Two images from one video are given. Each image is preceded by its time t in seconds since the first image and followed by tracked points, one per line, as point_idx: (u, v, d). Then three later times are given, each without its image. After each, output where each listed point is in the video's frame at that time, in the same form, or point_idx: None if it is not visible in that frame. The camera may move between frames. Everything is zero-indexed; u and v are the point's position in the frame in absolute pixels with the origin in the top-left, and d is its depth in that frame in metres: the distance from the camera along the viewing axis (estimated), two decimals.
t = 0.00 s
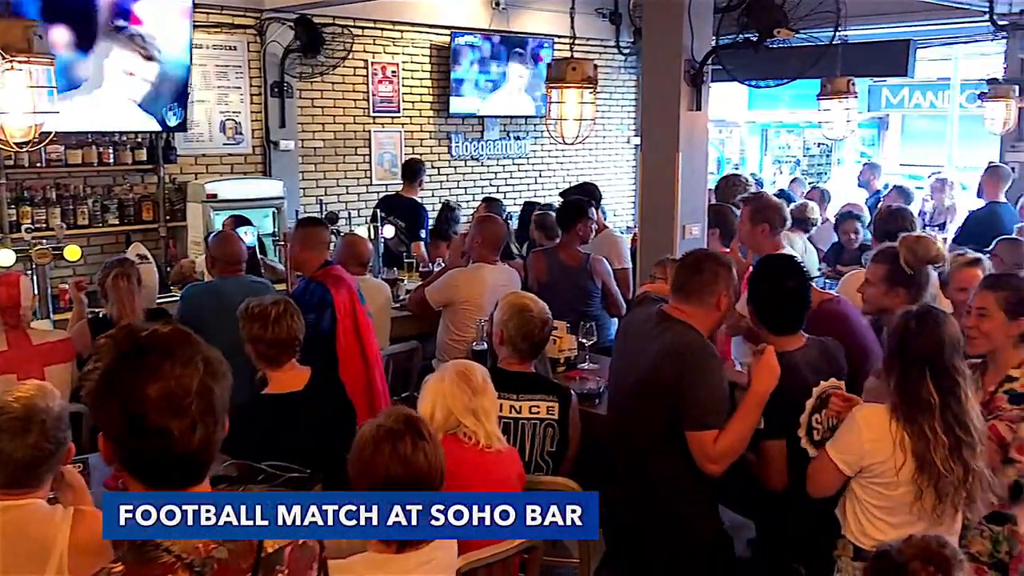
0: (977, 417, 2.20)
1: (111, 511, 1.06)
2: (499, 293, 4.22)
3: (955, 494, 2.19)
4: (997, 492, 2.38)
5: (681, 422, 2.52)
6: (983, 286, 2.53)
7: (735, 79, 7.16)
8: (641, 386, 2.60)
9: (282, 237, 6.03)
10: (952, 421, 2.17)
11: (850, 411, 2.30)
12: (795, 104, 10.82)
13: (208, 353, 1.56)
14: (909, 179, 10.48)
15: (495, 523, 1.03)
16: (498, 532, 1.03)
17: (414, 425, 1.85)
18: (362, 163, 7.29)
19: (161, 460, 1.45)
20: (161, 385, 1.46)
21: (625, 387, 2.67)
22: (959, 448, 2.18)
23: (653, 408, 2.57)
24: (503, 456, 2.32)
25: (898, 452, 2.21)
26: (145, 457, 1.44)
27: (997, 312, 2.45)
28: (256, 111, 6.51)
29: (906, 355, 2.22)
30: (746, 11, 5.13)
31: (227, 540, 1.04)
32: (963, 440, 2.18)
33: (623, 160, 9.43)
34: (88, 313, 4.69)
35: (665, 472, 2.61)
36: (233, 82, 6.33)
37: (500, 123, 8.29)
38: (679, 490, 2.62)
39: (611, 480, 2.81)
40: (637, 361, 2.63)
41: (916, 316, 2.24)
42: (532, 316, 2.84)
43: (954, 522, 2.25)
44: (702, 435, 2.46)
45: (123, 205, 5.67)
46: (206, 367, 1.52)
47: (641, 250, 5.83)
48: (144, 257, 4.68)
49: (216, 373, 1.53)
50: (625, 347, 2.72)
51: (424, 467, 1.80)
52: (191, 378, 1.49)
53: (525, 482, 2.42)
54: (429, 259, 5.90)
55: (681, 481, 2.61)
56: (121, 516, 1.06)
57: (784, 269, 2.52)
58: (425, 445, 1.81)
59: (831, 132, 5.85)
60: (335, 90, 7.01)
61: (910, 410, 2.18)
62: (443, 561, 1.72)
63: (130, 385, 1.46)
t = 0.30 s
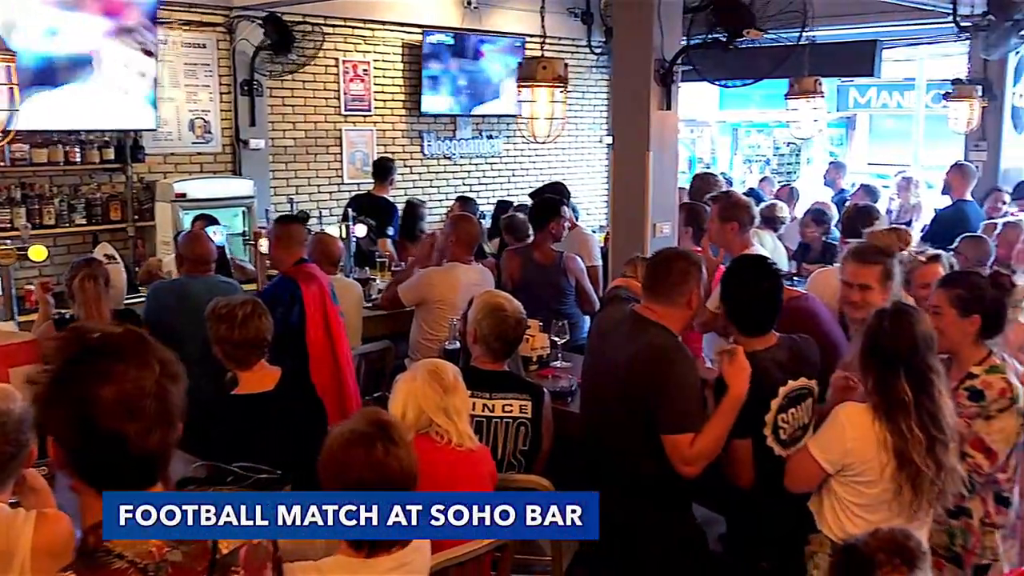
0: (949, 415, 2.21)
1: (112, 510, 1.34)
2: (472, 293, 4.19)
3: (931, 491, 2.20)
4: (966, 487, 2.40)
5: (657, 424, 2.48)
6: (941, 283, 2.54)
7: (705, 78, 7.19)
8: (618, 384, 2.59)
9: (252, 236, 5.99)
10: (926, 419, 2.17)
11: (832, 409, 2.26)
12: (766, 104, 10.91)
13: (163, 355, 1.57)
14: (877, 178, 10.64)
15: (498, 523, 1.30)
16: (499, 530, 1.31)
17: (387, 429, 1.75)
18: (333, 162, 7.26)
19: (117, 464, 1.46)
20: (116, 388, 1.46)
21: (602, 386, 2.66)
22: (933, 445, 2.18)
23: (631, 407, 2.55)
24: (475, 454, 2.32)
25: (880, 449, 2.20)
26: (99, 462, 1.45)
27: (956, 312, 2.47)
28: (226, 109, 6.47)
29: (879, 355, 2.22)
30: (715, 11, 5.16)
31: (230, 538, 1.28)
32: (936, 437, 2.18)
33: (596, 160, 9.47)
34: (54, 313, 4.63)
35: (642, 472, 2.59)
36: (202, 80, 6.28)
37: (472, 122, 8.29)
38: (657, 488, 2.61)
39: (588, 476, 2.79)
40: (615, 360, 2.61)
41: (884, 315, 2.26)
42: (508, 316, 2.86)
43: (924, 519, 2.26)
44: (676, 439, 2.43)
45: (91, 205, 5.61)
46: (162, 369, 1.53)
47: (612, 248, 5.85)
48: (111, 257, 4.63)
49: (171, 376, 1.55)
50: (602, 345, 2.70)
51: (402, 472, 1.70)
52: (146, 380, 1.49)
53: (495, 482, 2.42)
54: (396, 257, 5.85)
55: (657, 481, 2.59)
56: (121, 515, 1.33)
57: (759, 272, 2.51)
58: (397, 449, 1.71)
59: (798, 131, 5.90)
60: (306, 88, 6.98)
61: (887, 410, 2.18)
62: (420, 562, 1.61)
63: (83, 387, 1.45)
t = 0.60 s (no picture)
0: (917, 415, 2.23)
1: (115, 509, 1.37)
2: (444, 293, 4.17)
3: (898, 490, 2.23)
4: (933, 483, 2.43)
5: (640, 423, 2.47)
6: (916, 287, 2.62)
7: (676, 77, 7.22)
8: (591, 382, 2.57)
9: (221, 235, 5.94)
10: (895, 419, 2.19)
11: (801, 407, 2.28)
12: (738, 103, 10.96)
13: (98, 354, 1.47)
14: (846, 176, 10.73)
15: (499, 522, 1.43)
16: (500, 529, 1.44)
17: (335, 428, 1.84)
18: (304, 161, 7.21)
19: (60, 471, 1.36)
20: (51, 393, 1.36)
21: (577, 385, 2.63)
22: (900, 445, 2.20)
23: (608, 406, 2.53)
24: (447, 454, 2.31)
25: (845, 450, 2.21)
26: (39, 470, 1.36)
27: (934, 311, 2.54)
28: (194, 107, 6.40)
29: (847, 355, 2.24)
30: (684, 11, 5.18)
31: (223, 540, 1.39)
32: (904, 435, 2.20)
33: (568, 159, 9.48)
34: (20, 314, 4.57)
35: (621, 472, 2.56)
36: (170, 78, 6.22)
37: (445, 120, 8.26)
38: (637, 490, 2.58)
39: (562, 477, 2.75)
40: (587, 359, 2.58)
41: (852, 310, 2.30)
42: (485, 316, 2.85)
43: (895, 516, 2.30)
44: (662, 437, 2.41)
45: (56, 204, 5.57)
46: (98, 368, 1.43)
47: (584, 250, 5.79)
48: (77, 256, 4.57)
49: (108, 376, 1.44)
50: (571, 342, 2.68)
51: (348, 471, 1.80)
52: (83, 381, 1.39)
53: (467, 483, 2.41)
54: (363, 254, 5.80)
55: (638, 480, 2.57)
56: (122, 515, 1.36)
57: (733, 274, 2.50)
58: (345, 447, 1.81)
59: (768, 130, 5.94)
60: (276, 86, 6.93)
61: (853, 407, 2.20)
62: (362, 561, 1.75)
63: (14, 394, 1.35)
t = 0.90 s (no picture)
0: (861, 415, 2.22)
1: (112, 510, 1.52)
2: (413, 293, 4.14)
3: (843, 488, 2.21)
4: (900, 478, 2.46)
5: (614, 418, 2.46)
6: (880, 284, 2.64)
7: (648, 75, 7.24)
8: (562, 378, 2.55)
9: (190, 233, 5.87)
10: (834, 418, 2.19)
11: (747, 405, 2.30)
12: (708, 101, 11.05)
13: (55, 369, 1.65)
14: (816, 174, 10.82)
15: (499, 523, 1.61)
16: (499, 530, 1.62)
17: (280, 424, 1.88)
18: (274, 158, 7.16)
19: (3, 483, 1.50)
20: None
21: (547, 383, 2.61)
22: (841, 445, 2.19)
23: (579, 404, 2.52)
24: (419, 453, 2.30)
25: (786, 450, 2.22)
26: None
27: (900, 310, 2.55)
28: (163, 105, 6.34)
29: (794, 353, 2.24)
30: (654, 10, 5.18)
31: (224, 536, 1.63)
32: (853, 433, 2.20)
33: (541, 156, 9.48)
34: None
35: (595, 470, 2.55)
36: (138, 75, 6.15)
37: (416, 118, 8.23)
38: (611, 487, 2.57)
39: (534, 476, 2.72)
40: (557, 356, 2.56)
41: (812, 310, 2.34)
42: (460, 313, 2.84)
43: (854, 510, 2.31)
44: (636, 431, 2.42)
45: (20, 203, 5.50)
46: (48, 382, 1.60)
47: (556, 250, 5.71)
48: (42, 255, 4.50)
49: (60, 393, 1.61)
50: (541, 339, 2.66)
51: (291, 465, 1.85)
52: (30, 393, 1.56)
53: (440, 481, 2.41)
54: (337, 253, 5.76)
55: (611, 478, 2.56)
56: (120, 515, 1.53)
57: (705, 278, 2.49)
58: (289, 444, 1.86)
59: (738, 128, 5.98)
60: (245, 83, 6.87)
61: (793, 404, 2.21)
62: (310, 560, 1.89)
63: None
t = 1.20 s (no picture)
0: (794, 413, 2.16)
1: (114, 510, 1.71)
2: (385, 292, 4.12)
3: (766, 489, 2.17)
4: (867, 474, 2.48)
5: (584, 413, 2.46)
6: (846, 279, 2.66)
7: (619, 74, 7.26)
8: (535, 375, 2.54)
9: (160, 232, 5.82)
10: (766, 415, 2.14)
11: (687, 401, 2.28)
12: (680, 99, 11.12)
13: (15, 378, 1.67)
14: (786, 172, 10.91)
15: (498, 520, 2.20)
16: (496, 526, 2.20)
17: (226, 418, 1.92)
18: (244, 156, 7.10)
19: None
20: None
21: (523, 382, 2.59)
22: (770, 443, 2.14)
23: (551, 400, 2.51)
24: (389, 453, 2.30)
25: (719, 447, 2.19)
26: None
27: (870, 304, 2.58)
28: (131, 102, 6.27)
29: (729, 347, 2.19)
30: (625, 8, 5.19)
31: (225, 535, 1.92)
32: (788, 433, 2.15)
33: (513, 154, 9.48)
34: None
35: (567, 467, 2.54)
36: (105, 72, 6.08)
37: (387, 115, 8.20)
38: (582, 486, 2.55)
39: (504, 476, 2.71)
40: (530, 352, 2.56)
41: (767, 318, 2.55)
42: (439, 313, 2.83)
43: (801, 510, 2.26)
44: (603, 421, 2.42)
45: None
46: None
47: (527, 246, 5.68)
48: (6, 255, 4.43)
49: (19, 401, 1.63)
50: (515, 338, 2.65)
51: (236, 457, 1.89)
52: None
53: (411, 479, 2.40)
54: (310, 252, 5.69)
55: (583, 475, 2.54)
56: (121, 514, 1.71)
57: (673, 280, 2.51)
58: (236, 437, 1.90)
59: (708, 126, 6.01)
60: (215, 80, 6.81)
61: (727, 398, 2.18)
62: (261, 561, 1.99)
63: None
